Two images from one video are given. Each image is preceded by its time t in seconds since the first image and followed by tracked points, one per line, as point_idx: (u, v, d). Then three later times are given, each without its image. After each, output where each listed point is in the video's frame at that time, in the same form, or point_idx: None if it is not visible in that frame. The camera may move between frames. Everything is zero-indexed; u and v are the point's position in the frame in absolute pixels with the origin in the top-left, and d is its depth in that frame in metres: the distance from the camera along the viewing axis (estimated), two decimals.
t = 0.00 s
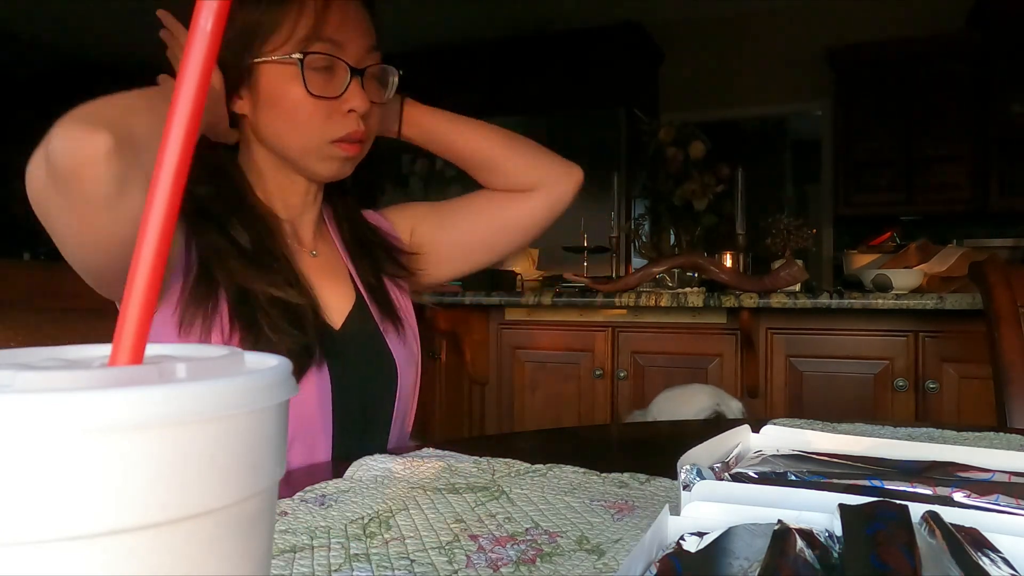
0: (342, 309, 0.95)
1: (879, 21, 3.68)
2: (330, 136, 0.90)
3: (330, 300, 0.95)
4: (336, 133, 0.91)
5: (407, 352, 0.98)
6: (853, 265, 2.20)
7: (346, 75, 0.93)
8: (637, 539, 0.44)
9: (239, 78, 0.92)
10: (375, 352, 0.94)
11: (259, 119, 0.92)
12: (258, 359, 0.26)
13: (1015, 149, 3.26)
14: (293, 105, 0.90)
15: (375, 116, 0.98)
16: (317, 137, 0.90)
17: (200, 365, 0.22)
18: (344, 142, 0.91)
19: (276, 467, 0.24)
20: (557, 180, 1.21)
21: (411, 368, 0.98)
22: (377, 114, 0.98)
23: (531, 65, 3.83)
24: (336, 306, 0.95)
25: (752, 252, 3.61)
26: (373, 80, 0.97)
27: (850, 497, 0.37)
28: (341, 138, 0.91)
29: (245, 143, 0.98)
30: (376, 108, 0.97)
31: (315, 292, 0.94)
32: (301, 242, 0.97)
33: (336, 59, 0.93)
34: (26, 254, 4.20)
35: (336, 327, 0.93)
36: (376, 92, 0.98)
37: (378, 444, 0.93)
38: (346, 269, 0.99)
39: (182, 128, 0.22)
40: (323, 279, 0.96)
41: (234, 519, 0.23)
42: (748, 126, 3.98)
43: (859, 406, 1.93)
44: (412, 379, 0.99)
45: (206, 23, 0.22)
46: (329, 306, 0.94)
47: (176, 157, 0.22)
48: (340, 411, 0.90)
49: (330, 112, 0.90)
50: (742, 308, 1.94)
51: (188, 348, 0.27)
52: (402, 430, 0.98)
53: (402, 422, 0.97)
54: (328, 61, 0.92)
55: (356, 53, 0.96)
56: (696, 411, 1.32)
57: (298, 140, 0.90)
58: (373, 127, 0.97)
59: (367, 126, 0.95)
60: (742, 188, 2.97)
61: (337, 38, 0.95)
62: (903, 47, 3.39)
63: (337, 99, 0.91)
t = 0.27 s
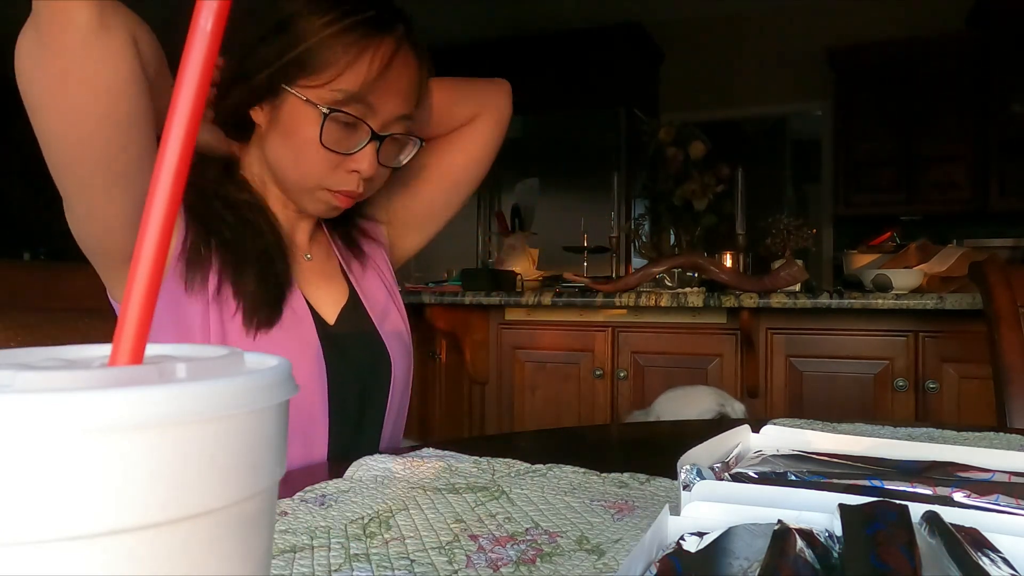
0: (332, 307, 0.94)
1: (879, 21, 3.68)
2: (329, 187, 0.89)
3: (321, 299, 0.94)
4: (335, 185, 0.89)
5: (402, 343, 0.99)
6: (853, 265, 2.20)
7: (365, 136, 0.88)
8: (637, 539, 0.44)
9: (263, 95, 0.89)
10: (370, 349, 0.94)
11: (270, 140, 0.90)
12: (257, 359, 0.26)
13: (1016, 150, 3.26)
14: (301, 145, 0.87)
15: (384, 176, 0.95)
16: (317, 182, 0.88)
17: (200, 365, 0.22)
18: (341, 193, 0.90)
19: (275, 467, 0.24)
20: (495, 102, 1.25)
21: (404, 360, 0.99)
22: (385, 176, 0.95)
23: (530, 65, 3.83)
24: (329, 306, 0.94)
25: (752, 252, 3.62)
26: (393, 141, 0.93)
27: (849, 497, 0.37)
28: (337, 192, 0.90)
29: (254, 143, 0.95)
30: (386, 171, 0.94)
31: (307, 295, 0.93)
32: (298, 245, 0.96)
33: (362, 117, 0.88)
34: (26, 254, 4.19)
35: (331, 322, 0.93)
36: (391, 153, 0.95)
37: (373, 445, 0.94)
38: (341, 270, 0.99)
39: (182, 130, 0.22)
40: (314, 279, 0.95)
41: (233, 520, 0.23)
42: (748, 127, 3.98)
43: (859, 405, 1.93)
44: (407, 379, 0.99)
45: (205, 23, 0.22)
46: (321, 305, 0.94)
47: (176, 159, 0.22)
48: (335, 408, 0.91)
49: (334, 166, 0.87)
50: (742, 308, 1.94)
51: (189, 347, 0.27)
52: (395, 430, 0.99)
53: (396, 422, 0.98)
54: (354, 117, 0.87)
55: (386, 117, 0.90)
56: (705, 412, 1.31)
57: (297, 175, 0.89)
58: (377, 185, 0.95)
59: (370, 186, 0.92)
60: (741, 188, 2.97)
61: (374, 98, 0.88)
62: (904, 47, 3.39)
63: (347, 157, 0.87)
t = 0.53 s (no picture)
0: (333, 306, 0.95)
1: (879, 21, 3.68)
2: (317, 178, 0.89)
3: (323, 300, 0.95)
4: (323, 176, 0.89)
5: (404, 342, 0.99)
6: (853, 265, 2.20)
7: (356, 130, 0.90)
8: (637, 539, 0.44)
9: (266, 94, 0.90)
10: (371, 349, 0.95)
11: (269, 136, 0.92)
12: (257, 359, 0.26)
13: (1016, 149, 3.26)
14: (292, 136, 0.88)
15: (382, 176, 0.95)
16: (306, 173, 0.89)
17: (200, 366, 0.22)
18: (332, 187, 0.90)
19: (275, 468, 0.24)
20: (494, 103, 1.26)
21: (405, 359, 0.99)
22: (384, 177, 0.95)
23: (530, 65, 3.83)
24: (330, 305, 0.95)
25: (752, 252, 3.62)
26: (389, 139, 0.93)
27: (850, 497, 0.37)
28: (329, 184, 0.90)
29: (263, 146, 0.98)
30: (381, 170, 0.93)
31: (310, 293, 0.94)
32: (301, 245, 0.97)
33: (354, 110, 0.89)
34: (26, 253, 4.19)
35: (333, 320, 0.94)
36: (388, 154, 0.95)
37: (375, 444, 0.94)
38: (346, 269, 0.99)
39: (182, 130, 0.22)
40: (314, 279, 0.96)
41: (233, 521, 0.23)
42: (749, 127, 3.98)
43: (860, 405, 1.94)
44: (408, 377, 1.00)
45: (205, 23, 0.22)
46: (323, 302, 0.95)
47: (175, 160, 0.22)
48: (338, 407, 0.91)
49: (323, 157, 0.88)
50: (742, 308, 1.94)
51: (189, 347, 0.27)
52: (397, 429, 0.99)
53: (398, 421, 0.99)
54: (345, 109, 0.88)
55: (378, 113, 0.91)
56: (717, 412, 1.32)
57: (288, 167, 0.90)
58: (375, 184, 0.94)
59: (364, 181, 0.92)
60: (741, 188, 2.96)
61: (366, 91, 0.90)
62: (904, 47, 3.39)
63: (335, 148, 0.88)
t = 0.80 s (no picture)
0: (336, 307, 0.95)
1: (879, 21, 3.68)
2: (309, 164, 0.90)
3: (327, 299, 0.95)
4: (315, 161, 0.90)
5: (406, 342, 0.99)
6: (853, 265, 2.20)
7: (342, 110, 0.91)
8: (637, 539, 0.44)
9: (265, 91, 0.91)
10: (374, 349, 0.95)
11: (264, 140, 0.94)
12: (258, 359, 0.26)
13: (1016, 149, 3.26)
14: (283, 129, 0.91)
15: (380, 156, 0.95)
16: (300, 162, 0.90)
17: (201, 365, 0.22)
18: (323, 172, 0.90)
19: (275, 467, 0.24)
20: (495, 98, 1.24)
21: (406, 358, 0.98)
22: (382, 155, 0.95)
23: (530, 65, 3.83)
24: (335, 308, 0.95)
25: (751, 252, 3.62)
26: (379, 118, 0.94)
27: (850, 497, 0.37)
28: (323, 167, 0.90)
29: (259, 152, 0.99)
30: (375, 149, 0.93)
31: (310, 293, 0.94)
32: (307, 245, 0.97)
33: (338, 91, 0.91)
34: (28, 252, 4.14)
35: (337, 321, 0.94)
36: (384, 134, 0.95)
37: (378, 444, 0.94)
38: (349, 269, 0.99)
39: (181, 131, 0.22)
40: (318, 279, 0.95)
41: (232, 520, 0.23)
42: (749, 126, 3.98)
43: (860, 405, 1.94)
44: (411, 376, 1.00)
45: (205, 23, 0.22)
46: (328, 304, 0.95)
47: (175, 161, 0.22)
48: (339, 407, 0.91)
49: (313, 141, 0.89)
50: (742, 308, 1.94)
51: (189, 347, 0.27)
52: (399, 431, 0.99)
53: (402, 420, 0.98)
54: (328, 91, 0.90)
55: (362, 90, 0.93)
56: (724, 409, 1.32)
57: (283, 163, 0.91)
58: (372, 167, 0.95)
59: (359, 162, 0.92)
60: (742, 188, 2.96)
61: (348, 70, 0.92)
62: (904, 47, 3.39)
63: (324, 130, 0.89)
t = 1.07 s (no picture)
0: (344, 318, 0.94)
1: (879, 21, 3.68)
2: (323, 141, 0.92)
3: (329, 302, 0.94)
4: (329, 138, 0.93)
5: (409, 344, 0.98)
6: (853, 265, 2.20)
7: (343, 81, 0.95)
8: (637, 539, 0.44)
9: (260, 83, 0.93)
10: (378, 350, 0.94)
11: (260, 128, 0.94)
12: (258, 359, 0.26)
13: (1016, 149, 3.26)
14: (288, 110, 0.93)
15: (381, 123, 0.99)
16: (311, 140, 0.92)
17: (201, 366, 0.22)
18: (336, 148, 0.94)
19: (276, 468, 0.24)
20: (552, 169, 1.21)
21: (410, 361, 0.98)
22: (383, 122, 0.99)
23: (530, 65, 3.83)
24: (340, 315, 0.94)
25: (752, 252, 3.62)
26: (375, 85, 0.99)
27: (850, 497, 0.37)
28: (333, 144, 0.93)
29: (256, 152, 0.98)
30: (378, 115, 0.98)
31: (313, 298, 0.93)
32: (310, 248, 0.96)
33: (334, 62, 0.95)
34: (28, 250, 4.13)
35: (341, 333, 0.92)
36: (380, 100, 1.00)
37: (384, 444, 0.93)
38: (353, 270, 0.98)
39: (181, 132, 0.22)
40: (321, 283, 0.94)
41: (232, 520, 0.23)
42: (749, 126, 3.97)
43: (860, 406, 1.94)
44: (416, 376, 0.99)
45: (205, 23, 0.22)
46: (332, 314, 0.93)
47: (175, 162, 0.22)
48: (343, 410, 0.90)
49: (322, 115, 0.93)
50: (742, 308, 1.95)
51: (189, 347, 0.27)
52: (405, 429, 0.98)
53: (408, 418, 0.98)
54: (325, 64, 0.94)
55: (357, 58, 0.97)
56: (729, 410, 1.31)
57: (292, 146, 0.92)
58: (375, 135, 0.99)
59: (365, 131, 0.96)
60: (742, 188, 2.96)
61: (338, 40, 0.96)
62: (903, 47, 3.39)
63: (331, 104, 0.93)
